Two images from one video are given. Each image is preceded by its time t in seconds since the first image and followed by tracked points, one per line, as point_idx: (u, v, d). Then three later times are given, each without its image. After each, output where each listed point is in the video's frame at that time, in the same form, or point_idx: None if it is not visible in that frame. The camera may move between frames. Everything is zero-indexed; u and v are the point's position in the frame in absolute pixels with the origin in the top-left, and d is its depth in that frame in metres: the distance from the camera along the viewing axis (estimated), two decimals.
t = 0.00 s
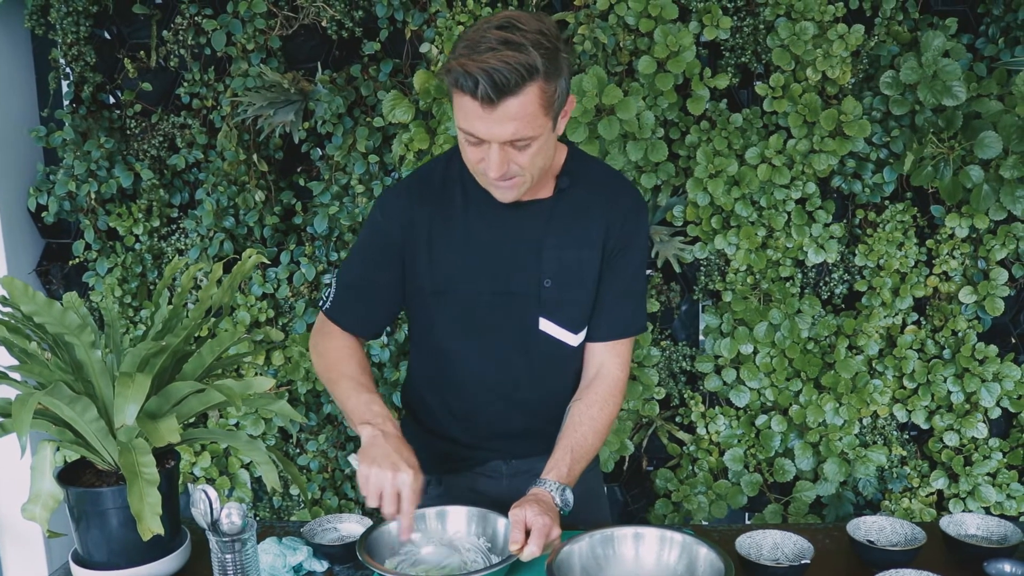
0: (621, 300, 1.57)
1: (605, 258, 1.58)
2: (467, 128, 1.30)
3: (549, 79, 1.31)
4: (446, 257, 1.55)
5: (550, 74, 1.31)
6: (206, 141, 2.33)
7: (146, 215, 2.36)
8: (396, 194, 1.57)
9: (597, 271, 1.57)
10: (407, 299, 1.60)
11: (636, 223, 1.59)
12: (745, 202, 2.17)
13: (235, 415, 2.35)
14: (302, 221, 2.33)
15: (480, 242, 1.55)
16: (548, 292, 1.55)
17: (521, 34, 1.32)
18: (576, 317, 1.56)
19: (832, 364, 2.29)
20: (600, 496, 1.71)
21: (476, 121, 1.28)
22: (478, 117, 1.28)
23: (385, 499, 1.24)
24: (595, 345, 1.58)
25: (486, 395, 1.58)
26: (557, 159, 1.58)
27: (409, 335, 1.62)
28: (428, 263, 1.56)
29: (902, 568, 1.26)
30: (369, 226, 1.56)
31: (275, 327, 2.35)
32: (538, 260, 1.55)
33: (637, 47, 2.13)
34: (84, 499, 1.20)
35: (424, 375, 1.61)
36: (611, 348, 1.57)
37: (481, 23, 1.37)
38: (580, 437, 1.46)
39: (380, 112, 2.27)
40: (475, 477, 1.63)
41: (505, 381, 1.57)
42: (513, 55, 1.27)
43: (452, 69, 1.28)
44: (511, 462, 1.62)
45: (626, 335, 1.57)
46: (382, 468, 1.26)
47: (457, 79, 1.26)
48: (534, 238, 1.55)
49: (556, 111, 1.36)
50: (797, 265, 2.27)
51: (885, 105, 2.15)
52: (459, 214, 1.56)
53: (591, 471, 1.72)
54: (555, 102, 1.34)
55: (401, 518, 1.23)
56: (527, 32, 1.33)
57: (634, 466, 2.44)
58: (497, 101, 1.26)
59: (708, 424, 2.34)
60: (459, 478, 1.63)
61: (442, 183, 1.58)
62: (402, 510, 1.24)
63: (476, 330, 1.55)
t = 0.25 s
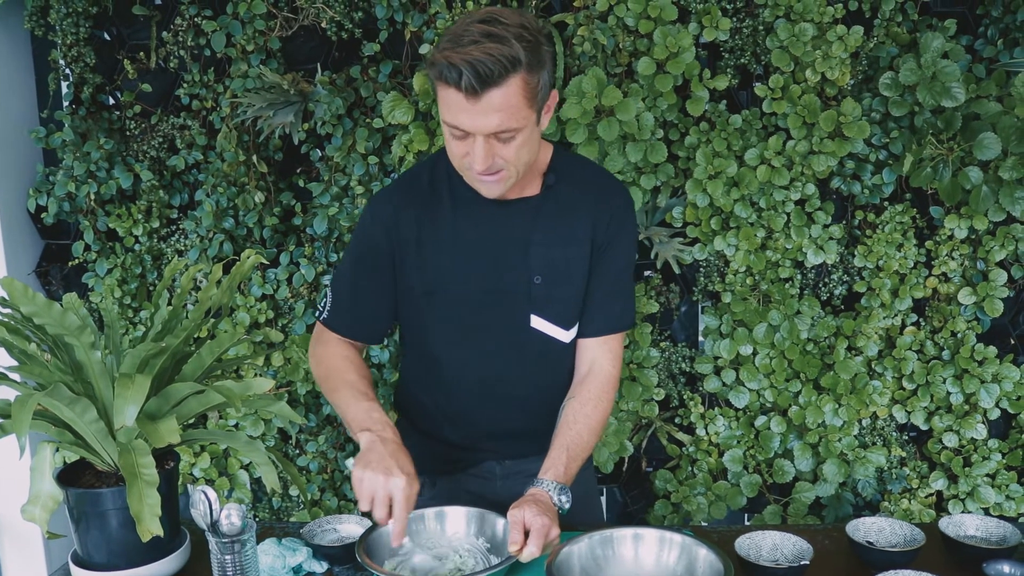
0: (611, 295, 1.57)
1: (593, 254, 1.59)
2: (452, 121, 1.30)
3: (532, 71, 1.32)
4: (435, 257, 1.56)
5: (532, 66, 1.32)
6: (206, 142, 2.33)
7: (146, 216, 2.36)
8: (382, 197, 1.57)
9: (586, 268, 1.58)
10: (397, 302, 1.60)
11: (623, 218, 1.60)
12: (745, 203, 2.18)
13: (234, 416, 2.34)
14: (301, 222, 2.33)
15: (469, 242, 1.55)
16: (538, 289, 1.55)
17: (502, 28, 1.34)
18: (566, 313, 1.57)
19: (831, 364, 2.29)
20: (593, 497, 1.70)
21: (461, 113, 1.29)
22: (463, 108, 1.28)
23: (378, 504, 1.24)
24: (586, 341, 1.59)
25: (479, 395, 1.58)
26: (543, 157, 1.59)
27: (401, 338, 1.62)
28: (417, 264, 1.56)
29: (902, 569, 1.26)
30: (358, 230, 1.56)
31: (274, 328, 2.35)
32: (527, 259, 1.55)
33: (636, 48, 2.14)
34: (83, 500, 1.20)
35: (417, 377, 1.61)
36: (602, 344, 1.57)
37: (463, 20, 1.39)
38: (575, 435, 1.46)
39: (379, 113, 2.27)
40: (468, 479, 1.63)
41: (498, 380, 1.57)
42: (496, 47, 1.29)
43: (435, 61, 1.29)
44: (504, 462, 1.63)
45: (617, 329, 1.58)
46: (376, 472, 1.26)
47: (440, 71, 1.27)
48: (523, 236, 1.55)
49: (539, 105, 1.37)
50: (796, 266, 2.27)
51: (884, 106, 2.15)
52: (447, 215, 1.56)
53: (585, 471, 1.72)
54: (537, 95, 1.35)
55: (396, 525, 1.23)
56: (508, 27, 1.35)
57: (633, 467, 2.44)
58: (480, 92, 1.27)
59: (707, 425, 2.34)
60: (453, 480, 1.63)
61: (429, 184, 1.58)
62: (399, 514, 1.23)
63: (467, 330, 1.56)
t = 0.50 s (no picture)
0: (604, 293, 1.58)
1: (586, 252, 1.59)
2: (447, 118, 1.31)
3: (525, 69, 1.34)
4: (429, 257, 1.56)
5: (526, 64, 1.34)
6: (206, 142, 2.33)
7: (146, 216, 2.36)
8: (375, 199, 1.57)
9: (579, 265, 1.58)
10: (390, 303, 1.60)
11: (615, 216, 1.60)
12: (745, 204, 2.18)
13: (234, 417, 2.34)
14: (301, 223, 2.33)
15: (463, 241, 1.55)
16: (531, 288, 1.55)
17: (495, 26, 1.36)
18: (560, 311, 1.57)
19: (831, 365, 2.28)
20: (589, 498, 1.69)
21: (456, 109, 1.30)
22: (460, 106, 1.29)
23: (366, 495, 1.24)
24: (580, 339, 1.59)
25: (473, 395, 1.58)
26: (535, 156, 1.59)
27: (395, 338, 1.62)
28: (411, 264, 1.56)
29: (902, 569, 1.26)
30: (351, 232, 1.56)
31: (274, 328, 2.35)
32: (521, 257, 1.55)
33: (637, 48, 2.13)
34: (83, 500, 1.20)
35: (411, 378, 1.61)
36: (596, 341, 1.58)
37: (457, 19, 1.41)
38: (571, 433, 1.46)
39: (379, 113, 2.27)
40: (463, 479, 1.62)
41: (492, 379, 1.57)
42: (492, 45, 1.31)
43: (430, 58, 1.30)
44: (499, 463, 1.62)
45: (611, 327, 1.58)
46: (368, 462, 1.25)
47: (439, 68, 1.29)
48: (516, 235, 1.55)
49: (532, 103, 1.39)
50: (797, 266, 2.27)
51: (884, 107, 2.15)
52: (439, 215, 1.56)
53: (581, 471, 1.71)
54: (531, 94, 1.37)
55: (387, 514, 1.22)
56: (502, 26, 1.37)
57: (633, 467, 2.44)
58: (477, 89, 1.28)
59: (707, 425, 2.34)
60: (449, 480, 1.63)
61: (422, 184, 1.58)
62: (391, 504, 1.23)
63: (461, 329, 1.56)
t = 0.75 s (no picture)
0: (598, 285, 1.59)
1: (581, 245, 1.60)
2: (496, 103, 1.40)
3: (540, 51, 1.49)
4: (425, 255, 1.56)
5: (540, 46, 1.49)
6: (207, 143, 2.33)
7: (146, 217, 2.35)
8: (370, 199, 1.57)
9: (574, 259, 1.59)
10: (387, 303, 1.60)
11: (608, 208, 1.62)
12: (745, 205, 2.18)
13: (234, 417, 2.34)
14: (301, 224, 2.33)
15: (458, 237, 1.55)
16: (528, 282, 1.56)
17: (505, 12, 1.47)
18: (556, 305, 1.58)
19: (831, 366, 2.28)
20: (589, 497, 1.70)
21: (506, 91, 1.39)
22: (513, 88, 1.39)
23: (406, 519, 1.25)
24: (576, 333, 1.60)
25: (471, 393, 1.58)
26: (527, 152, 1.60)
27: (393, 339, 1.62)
28: (407, 262, 1.56)
29: (903, 570, 1.26)
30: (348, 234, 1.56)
31: (275, 329, 2.35)
32: (516, 252, 1.56)
33: (637, 49, 2.14)
34: (84, 501, 1.20)
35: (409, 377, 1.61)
36: (593, 334, 1.59)
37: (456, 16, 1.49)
38: (570, 428, 1.48)
39: (380, 114, 2.27)
40: (463, 479, 1.63)
41: (491, 376, 1.58)
42: (518, 27, 1.42)
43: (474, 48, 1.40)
44: (499, 462, 1.62)
45: (606, 319, 1.60)
46: (401, 487, 1.28)
47: (490, 54, 1.39)
48: (512, 231, 1.56)
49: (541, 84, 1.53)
50: (797, 267, 2.27)
51: (885, 107, 2.15)
52: (434, 213, 1.56)
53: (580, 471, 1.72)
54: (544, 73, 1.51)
55: (421, 539, 1.24)
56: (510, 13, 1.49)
57: (633, 468, 2.44)
58: (525, 69, 1.40)
59: (707, 426, 2.34)
60: (450, 481, 1.63)
61: (415, 183, 1.58)
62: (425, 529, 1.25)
63: (459, 327, 1.56)
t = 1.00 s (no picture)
0: (609, 273, 1.61)
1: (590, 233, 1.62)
2: (512, 87, 1.40)
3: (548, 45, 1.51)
4: (436, 250, 1.56)
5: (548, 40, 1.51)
6: (206, 143, 2.33)
7: (145, 217, 2.35)
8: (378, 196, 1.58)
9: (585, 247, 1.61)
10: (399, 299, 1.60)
11: (614, 196, 1.64)
12: (744, 205, 2.18)
13: (234, 418, 2.34)
14: (301, 224, 2.33)
15: (470, 230, 1.55)
16: (541, 271, 1.57)
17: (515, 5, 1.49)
18: (569, 294, 1.59)
19: (830, 366, 2.28)
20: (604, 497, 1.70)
21: (521, 77, 1.40)
22: (528, 73, 1.41)
23: (399, 518, 1.26)
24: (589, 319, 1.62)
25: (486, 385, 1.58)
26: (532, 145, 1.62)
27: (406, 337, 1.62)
28: (419, 255, 1.56)
29: (902, 570, 1.26)
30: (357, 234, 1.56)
31: (274, 329, 2.35)
32: (528, 242, 1.57)
33: (636, 50, 2.14)
34: (83, 501, 1.20)
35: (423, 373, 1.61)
36: (606, 320, 1.61)
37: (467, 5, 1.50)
38: (587, 412, 1.53)
39: (379, 114, 2.27)
40: (481, 481, 1.63)
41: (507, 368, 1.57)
42: (533, 17, 1.45)
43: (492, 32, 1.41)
44: (518, 462, 1.62)
45: (619, 306, 1.61)
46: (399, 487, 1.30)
47: (505, 39, 1.40)
48: (523, 222, 1.57)
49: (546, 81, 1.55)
50: (796, 267, 2.27)
51: (884, 107, 2.15)
52: (444, 207, 1.56)
53: (597, 472, 1.70)
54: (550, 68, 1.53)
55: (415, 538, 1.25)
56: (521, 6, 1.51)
57: (633, 468, 2.44)
58: (538, 55, 1.42)
59: (707, 426, 2.34)
60: (469, 482, 1.63)
61: (422, 180, 1.59)
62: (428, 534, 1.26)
63: (473, 318, 1.56)
